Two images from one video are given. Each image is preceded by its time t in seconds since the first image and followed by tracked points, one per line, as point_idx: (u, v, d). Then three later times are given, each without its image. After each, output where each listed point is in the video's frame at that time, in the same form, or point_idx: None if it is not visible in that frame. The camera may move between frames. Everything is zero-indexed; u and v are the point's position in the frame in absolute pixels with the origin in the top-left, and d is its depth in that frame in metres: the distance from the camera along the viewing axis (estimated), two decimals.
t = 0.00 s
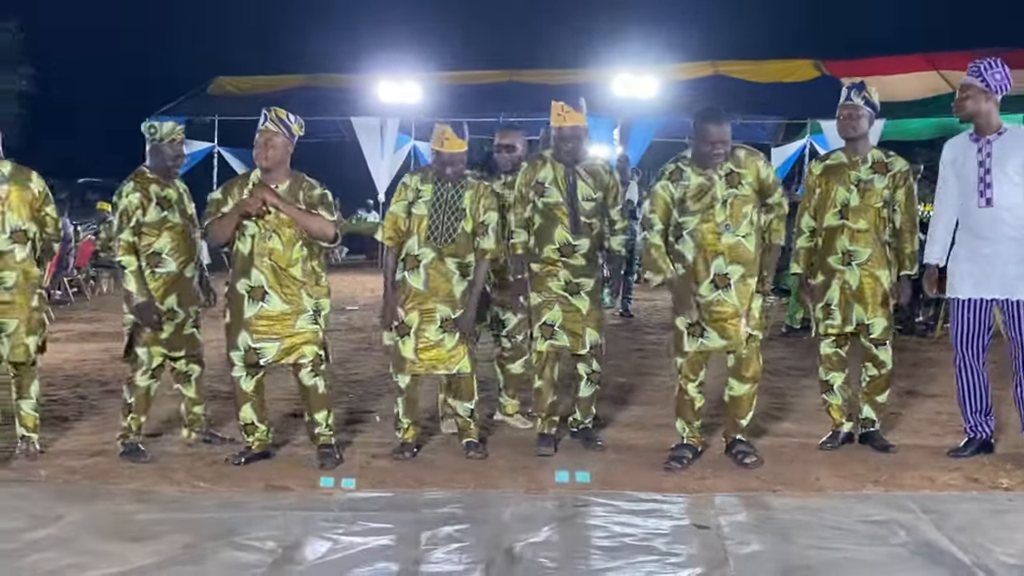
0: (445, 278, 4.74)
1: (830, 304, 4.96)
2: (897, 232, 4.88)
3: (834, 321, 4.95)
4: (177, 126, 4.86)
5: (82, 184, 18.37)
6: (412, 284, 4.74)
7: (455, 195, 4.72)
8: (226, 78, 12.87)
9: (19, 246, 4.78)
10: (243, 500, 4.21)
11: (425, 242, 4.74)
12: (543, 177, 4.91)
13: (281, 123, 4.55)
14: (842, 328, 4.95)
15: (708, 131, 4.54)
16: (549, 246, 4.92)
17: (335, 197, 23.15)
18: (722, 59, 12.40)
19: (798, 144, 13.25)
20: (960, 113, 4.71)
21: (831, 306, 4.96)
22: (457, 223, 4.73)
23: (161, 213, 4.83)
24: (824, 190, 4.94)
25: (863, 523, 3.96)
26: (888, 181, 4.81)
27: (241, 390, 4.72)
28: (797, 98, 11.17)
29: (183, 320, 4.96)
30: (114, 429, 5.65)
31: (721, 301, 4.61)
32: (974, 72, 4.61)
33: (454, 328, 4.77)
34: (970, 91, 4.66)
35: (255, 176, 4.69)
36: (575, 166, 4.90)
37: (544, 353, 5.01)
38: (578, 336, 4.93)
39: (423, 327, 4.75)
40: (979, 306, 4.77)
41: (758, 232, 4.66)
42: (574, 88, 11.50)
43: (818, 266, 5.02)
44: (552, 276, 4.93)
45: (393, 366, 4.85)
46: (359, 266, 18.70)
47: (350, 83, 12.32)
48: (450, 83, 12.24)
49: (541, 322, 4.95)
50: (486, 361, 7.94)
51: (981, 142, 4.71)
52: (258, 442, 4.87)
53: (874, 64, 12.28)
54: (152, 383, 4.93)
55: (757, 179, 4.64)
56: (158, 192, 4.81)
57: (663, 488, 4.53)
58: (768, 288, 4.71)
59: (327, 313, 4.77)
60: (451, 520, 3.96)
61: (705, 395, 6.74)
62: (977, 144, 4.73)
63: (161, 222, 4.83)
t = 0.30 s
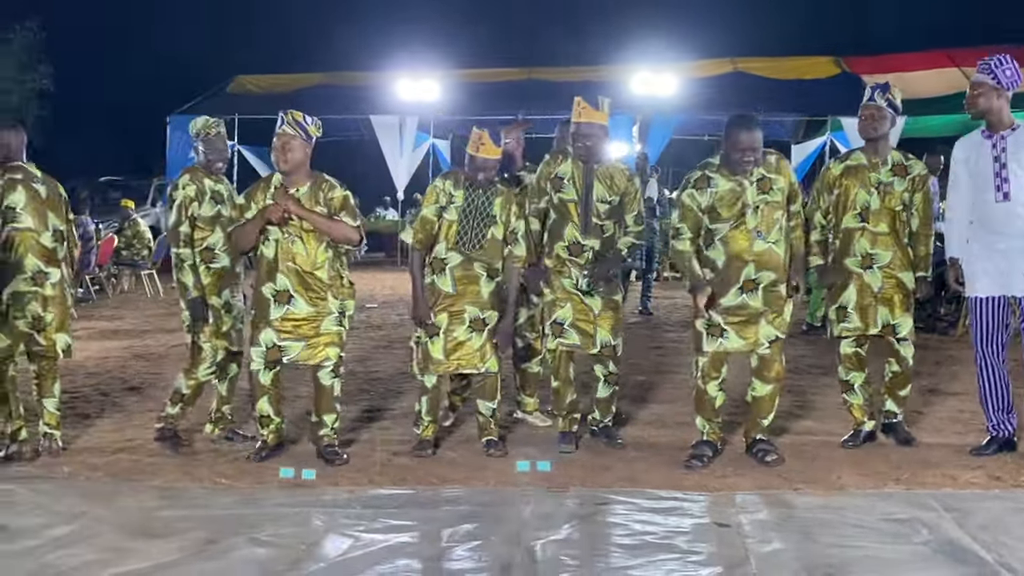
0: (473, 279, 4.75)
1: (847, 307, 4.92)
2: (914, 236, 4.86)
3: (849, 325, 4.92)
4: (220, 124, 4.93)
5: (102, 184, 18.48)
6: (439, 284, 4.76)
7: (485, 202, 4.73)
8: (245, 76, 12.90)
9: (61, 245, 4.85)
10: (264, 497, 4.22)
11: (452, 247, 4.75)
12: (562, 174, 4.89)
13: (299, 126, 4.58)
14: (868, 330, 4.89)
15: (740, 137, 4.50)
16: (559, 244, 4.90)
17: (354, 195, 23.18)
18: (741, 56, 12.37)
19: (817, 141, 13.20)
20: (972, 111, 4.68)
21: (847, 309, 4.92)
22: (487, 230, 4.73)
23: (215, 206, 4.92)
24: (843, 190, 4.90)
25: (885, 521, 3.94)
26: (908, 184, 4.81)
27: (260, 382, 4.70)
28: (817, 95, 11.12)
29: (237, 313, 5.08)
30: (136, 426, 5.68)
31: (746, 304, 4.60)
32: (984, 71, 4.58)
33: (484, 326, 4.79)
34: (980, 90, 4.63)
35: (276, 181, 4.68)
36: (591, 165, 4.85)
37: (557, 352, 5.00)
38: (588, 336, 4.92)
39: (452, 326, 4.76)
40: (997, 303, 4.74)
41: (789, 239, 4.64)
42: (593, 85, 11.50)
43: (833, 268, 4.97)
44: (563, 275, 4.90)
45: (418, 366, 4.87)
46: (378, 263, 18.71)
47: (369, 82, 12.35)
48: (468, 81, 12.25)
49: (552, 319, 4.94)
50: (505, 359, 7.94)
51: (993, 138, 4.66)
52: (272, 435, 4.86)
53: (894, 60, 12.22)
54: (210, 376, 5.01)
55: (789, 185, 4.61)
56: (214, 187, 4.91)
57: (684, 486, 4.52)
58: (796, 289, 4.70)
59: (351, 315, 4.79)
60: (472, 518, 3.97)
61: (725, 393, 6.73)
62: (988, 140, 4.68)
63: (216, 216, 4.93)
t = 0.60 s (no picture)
0: (481, 275, 4.76)
1: (873, 303, 4.87)
2: (939, 229, 4.84)
3: (876, 320, 4.87)
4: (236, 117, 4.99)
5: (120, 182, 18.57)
6: (445, 282, 4.77)
7: (483, 195, 4.72)
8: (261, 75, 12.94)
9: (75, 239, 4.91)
10: (282, 494, 4.23)
11: (460, 247, 4.75)
12: (576, 171, 4.87)
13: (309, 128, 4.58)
14: (887, 327, 4.88)
15: (753, 138, 4.46)
16: (569, 243, 4.92)
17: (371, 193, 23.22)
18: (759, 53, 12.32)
19: (835, 138, 13.15)
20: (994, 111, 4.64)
21: (874, 307, 4.87)
22: (490, 223, 4.73)
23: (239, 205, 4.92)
24: (871, 186, 4.85)
25: (904, 520, 3.93)
26: (933, 180, 4.78)
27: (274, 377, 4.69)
28: (835, 92, 11.07)
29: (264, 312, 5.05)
30: (156, 424, 5.70)
31: (754, 307, 4.58)
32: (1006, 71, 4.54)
33: (492, 323, 4.80)
34: (1002, 89, 4.59)
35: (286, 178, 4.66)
36: (604, 162, 4.84)
37: (573, 348, 4.99)
38: (599, 331, 4.89)
39: (460, 321, 4.78)
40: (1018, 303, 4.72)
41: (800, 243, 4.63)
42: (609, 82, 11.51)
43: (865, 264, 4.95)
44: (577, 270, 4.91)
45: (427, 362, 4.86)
46: (395, 261, 18.73)
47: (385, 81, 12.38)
48: (484, 79, 12.26)
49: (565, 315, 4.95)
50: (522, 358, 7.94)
51: (1015, 137, 4.63)
52: (276, 436, 4.86)
53: (912, 57, 12.17)
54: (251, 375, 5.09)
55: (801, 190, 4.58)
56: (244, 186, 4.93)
57: (702, 484, 4.51)
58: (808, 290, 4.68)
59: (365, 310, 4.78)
60: (490, 516, 3.97)
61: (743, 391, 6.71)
62: (1010, 139, 4.65)
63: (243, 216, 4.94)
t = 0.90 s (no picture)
0: (489, 276, 4.75)
1: (908, 302, 4.83)
2: (962, 225, 4.84)
3: (909, 320, 4.84)
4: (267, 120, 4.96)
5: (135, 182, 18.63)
6: (453, 283, 4.77)
7: (477, 195, 4.70)
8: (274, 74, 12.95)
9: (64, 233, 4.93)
10: (297, 492, 4.24)
11: (462, 248, 4.74)
12: (582, 171, 4.88)
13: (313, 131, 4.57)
14: (916, 327, 4.86)
15: (759, 140, 4.43)
16: (583, 244, 4.92)
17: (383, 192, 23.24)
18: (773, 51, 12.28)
19: (850, 137, 13.10)
20: None
21: (907, 304, 4.84)
22: (487, 223, 4.70)
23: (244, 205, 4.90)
24: (898, 183, 4.80)
25: (920, 519, 3.91)
26: (960, 177, 4.76)
27: (277, 381, 4.73)
28: (850, 90, 11.02)
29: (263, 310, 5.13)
30: (169, 422, 5.71)
31: (771, 308, 4.55)
32: None
33: (501, 322, 4.79)
34: None
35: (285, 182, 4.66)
36: (611, 159, 4.83)
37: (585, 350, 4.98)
38: (612, 333, 4.90)
39: (468, 321, 4.77)
40: None
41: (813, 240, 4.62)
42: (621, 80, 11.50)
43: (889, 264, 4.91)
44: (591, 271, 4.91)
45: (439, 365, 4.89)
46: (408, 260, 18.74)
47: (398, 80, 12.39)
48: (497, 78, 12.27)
49: (577, 318, 4.95)
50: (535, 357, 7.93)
51: None
52: (289, 436, 4.86)
53: (928, 55, 12.11)
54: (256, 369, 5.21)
55: (811, 188, 4.54)
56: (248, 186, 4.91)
57: (716, 483, 4.50)
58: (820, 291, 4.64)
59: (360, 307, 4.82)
60: (504, 514, 3.96)
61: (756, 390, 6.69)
62: None
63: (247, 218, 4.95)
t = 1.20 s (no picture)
0: (490, 275, 4.73)
1: (922, 305, 4.86)
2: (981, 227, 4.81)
3: (926, 323, 4.87)
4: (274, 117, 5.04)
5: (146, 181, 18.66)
6: (456, 282, 4.77)
7: (477, 195, 4.69)
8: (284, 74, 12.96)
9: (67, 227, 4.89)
10: (308, 492, 4.24)
11: (469, 249, 4.73)
12: (585, 171, 4.91)
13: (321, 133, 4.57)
14: (934, 329, 4.87)
15: (768, 134, 4.38)
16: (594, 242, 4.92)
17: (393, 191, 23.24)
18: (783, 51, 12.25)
19: (861, 136, 13.07)
20: None
21: (922, 308, 4.86)
22: (488, 220, 4.70)
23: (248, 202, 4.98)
24: (911, 188, 4.79)
25: (932, 519, 3.90)
26: (975, 178, 4.72)
27: (286, 379, 4.73)
28: (859, 88, 10.98)
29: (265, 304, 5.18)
30: (179, 422, 5.72)
31: (772, 307, 4.55)
32: None
33: (503, 322, 4.78)
34: None
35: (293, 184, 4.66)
36: (613, 159, 4.85)
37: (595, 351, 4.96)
38: (625, 334, 4.88)
39: (471, 321, 4.77)
40: None
41: (813, 242, 4.57)
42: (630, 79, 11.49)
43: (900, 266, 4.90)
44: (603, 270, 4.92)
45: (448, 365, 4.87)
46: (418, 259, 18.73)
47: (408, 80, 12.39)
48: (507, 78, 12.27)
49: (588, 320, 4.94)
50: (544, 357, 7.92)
51: None
52: (299, 434, 4.86)
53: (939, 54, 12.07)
54: (245, 363, 5.19)
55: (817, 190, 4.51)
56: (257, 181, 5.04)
57: (727, 483, 4.49)
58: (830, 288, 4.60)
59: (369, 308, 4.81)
60: (514, 514, 3.96)
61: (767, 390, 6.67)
62: None
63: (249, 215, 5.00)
